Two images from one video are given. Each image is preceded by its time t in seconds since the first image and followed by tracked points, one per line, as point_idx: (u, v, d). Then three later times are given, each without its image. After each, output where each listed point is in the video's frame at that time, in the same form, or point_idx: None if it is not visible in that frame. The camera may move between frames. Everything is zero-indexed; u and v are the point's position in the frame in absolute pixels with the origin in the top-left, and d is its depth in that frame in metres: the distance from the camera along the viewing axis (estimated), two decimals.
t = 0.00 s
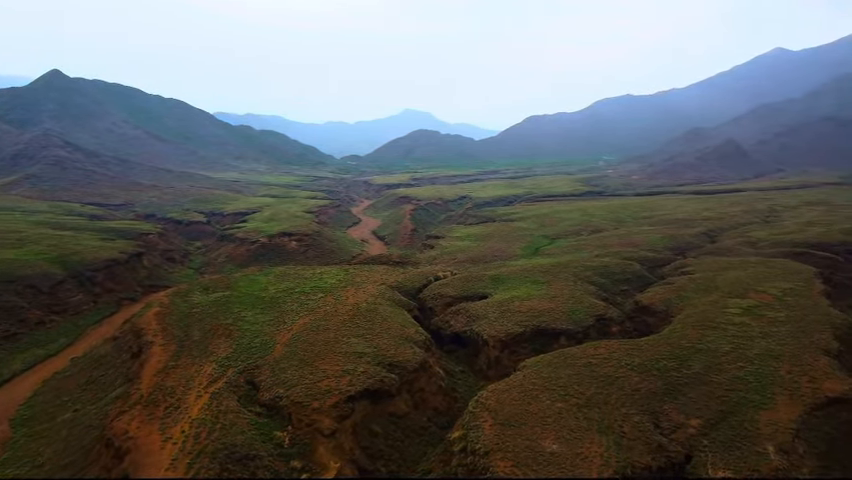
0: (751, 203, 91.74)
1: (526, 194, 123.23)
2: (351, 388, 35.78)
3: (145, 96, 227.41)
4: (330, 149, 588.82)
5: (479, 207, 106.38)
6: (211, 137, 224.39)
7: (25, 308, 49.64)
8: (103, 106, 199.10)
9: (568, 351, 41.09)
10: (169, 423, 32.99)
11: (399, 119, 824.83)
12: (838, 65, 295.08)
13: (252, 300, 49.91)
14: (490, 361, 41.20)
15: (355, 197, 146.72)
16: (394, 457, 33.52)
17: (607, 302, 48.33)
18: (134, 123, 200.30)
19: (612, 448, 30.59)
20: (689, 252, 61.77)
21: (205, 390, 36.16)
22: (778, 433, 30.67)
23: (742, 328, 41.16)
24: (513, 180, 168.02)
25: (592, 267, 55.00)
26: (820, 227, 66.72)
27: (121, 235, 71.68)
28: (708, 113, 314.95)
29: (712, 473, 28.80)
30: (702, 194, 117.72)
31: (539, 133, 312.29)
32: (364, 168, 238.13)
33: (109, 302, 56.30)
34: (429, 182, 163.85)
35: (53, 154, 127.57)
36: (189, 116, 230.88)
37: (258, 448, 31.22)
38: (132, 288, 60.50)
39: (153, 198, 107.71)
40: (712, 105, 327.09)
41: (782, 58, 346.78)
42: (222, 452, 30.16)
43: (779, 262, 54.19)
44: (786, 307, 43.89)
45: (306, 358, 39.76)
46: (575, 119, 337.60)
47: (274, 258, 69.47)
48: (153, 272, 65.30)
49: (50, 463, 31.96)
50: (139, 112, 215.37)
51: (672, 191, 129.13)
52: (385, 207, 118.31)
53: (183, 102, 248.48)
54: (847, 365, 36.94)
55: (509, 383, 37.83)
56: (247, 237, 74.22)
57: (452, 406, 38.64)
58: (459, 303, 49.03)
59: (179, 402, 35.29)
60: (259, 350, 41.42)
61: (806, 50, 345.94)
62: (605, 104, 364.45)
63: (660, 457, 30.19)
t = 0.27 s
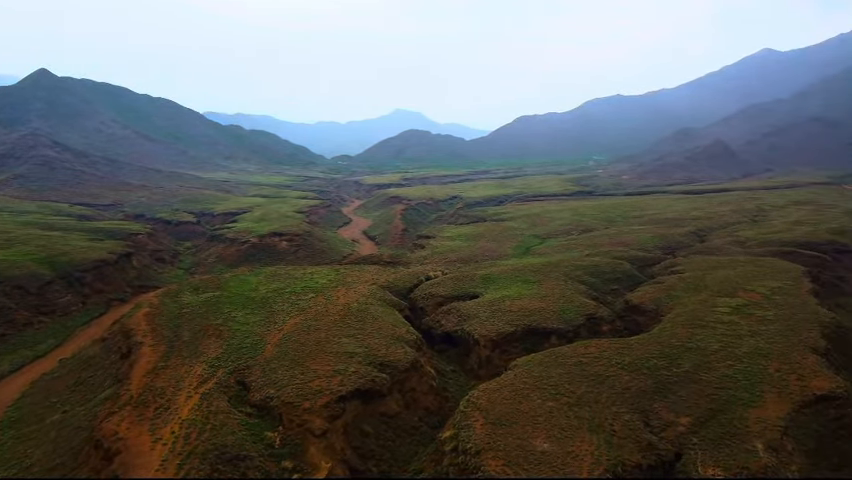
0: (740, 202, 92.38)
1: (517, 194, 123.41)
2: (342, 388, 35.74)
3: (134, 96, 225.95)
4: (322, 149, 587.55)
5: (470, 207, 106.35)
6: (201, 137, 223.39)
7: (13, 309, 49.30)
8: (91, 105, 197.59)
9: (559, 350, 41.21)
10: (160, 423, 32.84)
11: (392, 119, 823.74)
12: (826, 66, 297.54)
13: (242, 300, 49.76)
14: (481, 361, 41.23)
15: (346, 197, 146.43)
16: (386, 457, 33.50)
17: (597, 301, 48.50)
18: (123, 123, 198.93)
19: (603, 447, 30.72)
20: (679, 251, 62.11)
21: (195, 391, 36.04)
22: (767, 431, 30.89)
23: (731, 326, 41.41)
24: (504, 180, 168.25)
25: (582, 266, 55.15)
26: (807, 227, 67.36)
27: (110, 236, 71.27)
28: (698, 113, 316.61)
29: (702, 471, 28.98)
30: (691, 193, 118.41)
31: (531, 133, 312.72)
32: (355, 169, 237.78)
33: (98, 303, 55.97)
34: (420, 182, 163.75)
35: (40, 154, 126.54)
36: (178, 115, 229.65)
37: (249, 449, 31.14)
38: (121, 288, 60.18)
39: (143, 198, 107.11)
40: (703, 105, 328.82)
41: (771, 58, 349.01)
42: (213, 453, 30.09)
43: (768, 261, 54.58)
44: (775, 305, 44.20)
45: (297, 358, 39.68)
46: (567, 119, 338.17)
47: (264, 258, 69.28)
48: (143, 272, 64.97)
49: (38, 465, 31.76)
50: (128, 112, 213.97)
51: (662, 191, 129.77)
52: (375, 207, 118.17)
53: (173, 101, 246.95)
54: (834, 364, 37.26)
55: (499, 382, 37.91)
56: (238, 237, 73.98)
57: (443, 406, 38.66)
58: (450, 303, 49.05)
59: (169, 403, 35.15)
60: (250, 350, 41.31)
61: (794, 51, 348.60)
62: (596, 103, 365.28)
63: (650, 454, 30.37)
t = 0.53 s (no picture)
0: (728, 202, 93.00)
1: (507, 194, 123.53)
2: (331, 388, 35.65)
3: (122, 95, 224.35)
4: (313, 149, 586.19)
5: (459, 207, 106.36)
6: (191, 137, 222.20)
7: None
8: (78, 105, 196.01)
9: (548, 349, 41.30)
10: (148, 425, 32.66)
11: (384, 118, 822.53)
12: (813, 66, 299.99)
13: (232, 301, 49.53)
14: (471, 360, 41.26)
15: (335, 196, 146.08)
16: (375, 457, 33.45)
17: (587, 301, 48.69)
18: (110, 123, 197.48)
19: (592, 446, 30.84)
20: (668, 251, 62.50)
21: (184, 392, 35.86)
22: (755, 429, 31.12)
23: (718, 325, 41.68)
24: (494, 180, 168.47)
25: (572, 266, 55.32)
26: (793, 226, 67.95)
27: (98, 236, 70.74)
28: (688, 113, 318.35)
29: (690, 469, 29.17)
30: (679, 193, 119.10)
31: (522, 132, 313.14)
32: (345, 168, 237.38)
33: (85, 304, 55.54)
34: (409, 182, 163.66)
35: (26, 154, 125.32)
36: (166, 115, 228.24)
37: (238, 450, 31.02)
38: (108, 289, 59.75)
39: (130, 198, 106.38)
40: (693, 105, 330.62)
41: (759, 57, 351.27)
42: (201, 454, 29.96)
43: (756, 260, 54.99)
44: (762, 304, 44.51)
45: (286, 359, 39.55)
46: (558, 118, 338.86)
47: (254, 259, 68.97)
48: (130, 273, 64.54)
49: (24, 468, 31.50)
50: (115, 111, 212.40)
51: (652, 190, 130.38)
52: (365, 206, 117.96)
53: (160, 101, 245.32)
54: (820, 362, 37.57)
55: (489, 382, 37.96)
56: (227, 237, 73.64)
57: (433, 406, 38.64)
58: (441, 302, 49.05)
59: (157, 404, 34.95)
60: (239, 351, 41.13)
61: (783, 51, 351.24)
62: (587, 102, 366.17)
63: (638, 454, 30.52)
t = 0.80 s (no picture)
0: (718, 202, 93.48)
1: (499, 194, 123.65)
2: (323, 389, 35.55)
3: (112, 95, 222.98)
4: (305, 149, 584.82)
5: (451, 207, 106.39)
6: (182, 137, 221.18)
7: None
8: (67, 105, 194.69)
9: (540, 349, 41.36)
10: (139, 426, 32.52)
11: (376, 118, 821.85)
12: (803, 66, 302.10)
13: (223, 301, 49.34)
14: (463, 360, 41.25)
15: (326, 196, 145.81)
16: (368, 457, 33.40)
17: (578, 300, 48.84)
18: (100, 122, 196.23)
19: (584, 445, 30.94)
20: (659, 250, 62.81)
21: (175, 393, 35.70)
22: (745, 427, 31.30)
23: (709, 324, 41.89)
24: (486, 180, 168.67)
25: (563, 266, 55.46)
26: (782, 226, 68.38)
27: (88, 237, 70.37)
28: (680, 113, 319.90)
29: (682, 468, 29.30)
30: (670, 193, 119.66)
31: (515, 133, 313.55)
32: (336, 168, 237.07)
33: (75, 304, 55.24)
34: (401, 182, 163.55)
35: (15, 154, 124.39)
36: (156, 115, 226.98)
37: (229, 451, 30.91)
38: (99, 290, 59.42)
39: (121, 199, 105.81)
40: (684, 105, 332.15)
41: (750, 57, 353.28)
42: (193, 456, 29.84)
43: (746, 260, 55.31)
44: (751, 303, 44.79)
45: (278, 359, 39.45)
46: (550, 118, 339.75)
47: (245, 259, 68.68)
48: (121, 273, 64.22)
49: (13, 470, 31.29)
50: (105, 111, 211.08)
51: (643, 190, 130.89)
52: (358, 206, 117.86)
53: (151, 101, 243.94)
54: (810, 361, 37.81)
55: (482, 382, 37.99)
56: (218, 237, 73.37)
57: (425, 405, 38.61)
58: (433, 302, 49.07)
59: (148, 405, 34.80)
60: (230, 352, 40.99)
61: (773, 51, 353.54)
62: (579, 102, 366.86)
63: (630, 452, 30.63)
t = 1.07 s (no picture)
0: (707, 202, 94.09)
1: (490, 194, 123.81)
2: (315, 389, 35.45)
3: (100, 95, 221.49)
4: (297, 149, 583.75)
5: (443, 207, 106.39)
6: (173, 137, 220.08)
7: None
8: (55, 104, 193.23)
9: (531, 349, 41.43)
10: (129, 428, 32.33)
11: (369, 118, 820.76)
12: (792, 66, 304.17)
13: (213, 302, 49.14)
14: (455, 360, 41.26)
15: (317, 196, 145.53)
16: (359, 457, 33.35)
17: (569, 300, 48.99)
18: (88, 122, 194.93)
19: (575, 444, 31.01)
20: (649, 250, 63.13)
21: (165, 394, 35.53)
22: (734, 426, 31.47)
23: (699, 324, 42.10)
24: (478, 180, 168.89)
25: (554, 266, 55.59)
26: (770, 225, 68.91)
27: (77, 237, 69.91)
28: (671, 113, 321.47)
29: (672, 467, 29.43)
30: (660, 193, 120.28)
31: (508, 133, 314.10)
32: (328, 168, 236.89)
33: (63, 305, 54.86)
34: (392, 182, 163.45)
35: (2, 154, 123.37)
36: (145, 115, 225.68)
37: (220, 452, 30.77)
38: (88, 291, 59.04)
39: (110, 199, 105.15)
40: (675, 105, 333.76)
41: (740, 57, 355.20)
42: (183, 457, 29.68)
43: (735, 259, 55.66)
44: (741, 302, 45.05)
45: (269, 360, 39.34)
46: (542, 118, 340.33)
47: (236, 260, 68.40)
48: (110, 274, 63.85)
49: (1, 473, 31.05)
50: (93, 111, 209.65)
51: (633, 190, 131.49)
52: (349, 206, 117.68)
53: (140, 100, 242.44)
54: (798, 359, 38.06)
55: (473, 382, 38.02)
56: (208, 238, 73.09)
57: (417, 405, 38.59)
58: (424, 302, 49.06)
59: (138, 406, 34.59)
60: (221, 353, 40.82)
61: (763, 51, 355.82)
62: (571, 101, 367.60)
63: (620, 451, 30.74)
